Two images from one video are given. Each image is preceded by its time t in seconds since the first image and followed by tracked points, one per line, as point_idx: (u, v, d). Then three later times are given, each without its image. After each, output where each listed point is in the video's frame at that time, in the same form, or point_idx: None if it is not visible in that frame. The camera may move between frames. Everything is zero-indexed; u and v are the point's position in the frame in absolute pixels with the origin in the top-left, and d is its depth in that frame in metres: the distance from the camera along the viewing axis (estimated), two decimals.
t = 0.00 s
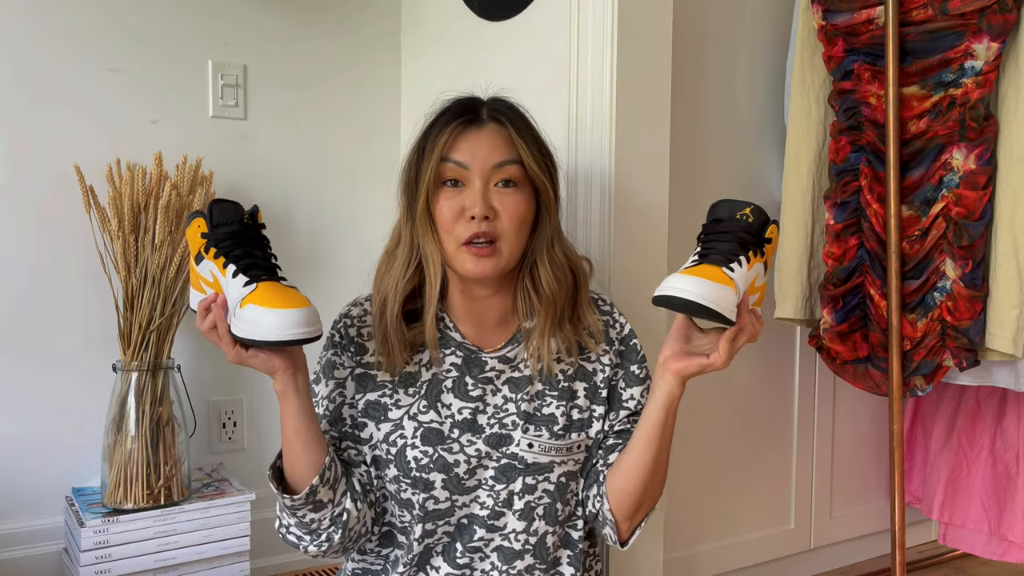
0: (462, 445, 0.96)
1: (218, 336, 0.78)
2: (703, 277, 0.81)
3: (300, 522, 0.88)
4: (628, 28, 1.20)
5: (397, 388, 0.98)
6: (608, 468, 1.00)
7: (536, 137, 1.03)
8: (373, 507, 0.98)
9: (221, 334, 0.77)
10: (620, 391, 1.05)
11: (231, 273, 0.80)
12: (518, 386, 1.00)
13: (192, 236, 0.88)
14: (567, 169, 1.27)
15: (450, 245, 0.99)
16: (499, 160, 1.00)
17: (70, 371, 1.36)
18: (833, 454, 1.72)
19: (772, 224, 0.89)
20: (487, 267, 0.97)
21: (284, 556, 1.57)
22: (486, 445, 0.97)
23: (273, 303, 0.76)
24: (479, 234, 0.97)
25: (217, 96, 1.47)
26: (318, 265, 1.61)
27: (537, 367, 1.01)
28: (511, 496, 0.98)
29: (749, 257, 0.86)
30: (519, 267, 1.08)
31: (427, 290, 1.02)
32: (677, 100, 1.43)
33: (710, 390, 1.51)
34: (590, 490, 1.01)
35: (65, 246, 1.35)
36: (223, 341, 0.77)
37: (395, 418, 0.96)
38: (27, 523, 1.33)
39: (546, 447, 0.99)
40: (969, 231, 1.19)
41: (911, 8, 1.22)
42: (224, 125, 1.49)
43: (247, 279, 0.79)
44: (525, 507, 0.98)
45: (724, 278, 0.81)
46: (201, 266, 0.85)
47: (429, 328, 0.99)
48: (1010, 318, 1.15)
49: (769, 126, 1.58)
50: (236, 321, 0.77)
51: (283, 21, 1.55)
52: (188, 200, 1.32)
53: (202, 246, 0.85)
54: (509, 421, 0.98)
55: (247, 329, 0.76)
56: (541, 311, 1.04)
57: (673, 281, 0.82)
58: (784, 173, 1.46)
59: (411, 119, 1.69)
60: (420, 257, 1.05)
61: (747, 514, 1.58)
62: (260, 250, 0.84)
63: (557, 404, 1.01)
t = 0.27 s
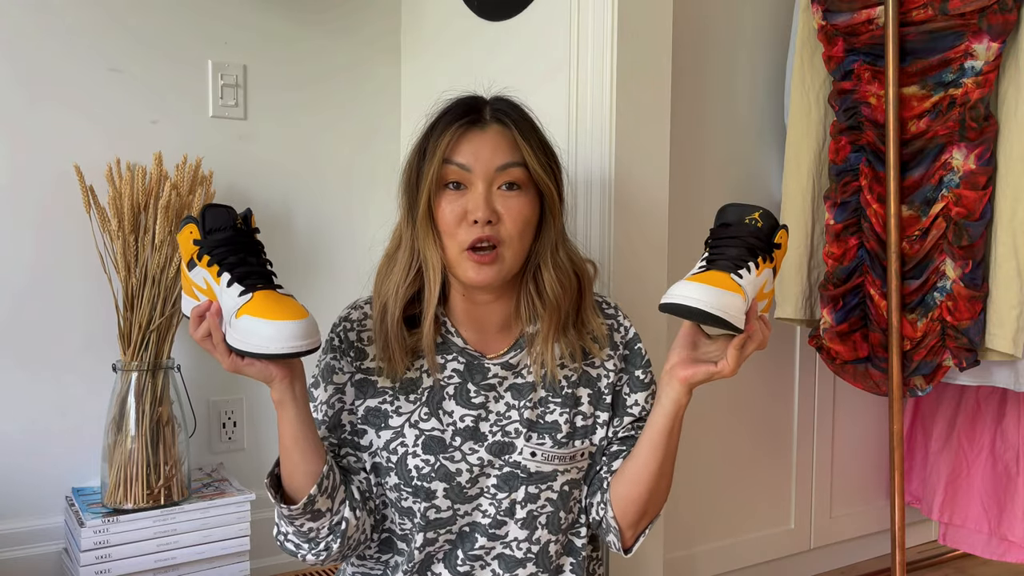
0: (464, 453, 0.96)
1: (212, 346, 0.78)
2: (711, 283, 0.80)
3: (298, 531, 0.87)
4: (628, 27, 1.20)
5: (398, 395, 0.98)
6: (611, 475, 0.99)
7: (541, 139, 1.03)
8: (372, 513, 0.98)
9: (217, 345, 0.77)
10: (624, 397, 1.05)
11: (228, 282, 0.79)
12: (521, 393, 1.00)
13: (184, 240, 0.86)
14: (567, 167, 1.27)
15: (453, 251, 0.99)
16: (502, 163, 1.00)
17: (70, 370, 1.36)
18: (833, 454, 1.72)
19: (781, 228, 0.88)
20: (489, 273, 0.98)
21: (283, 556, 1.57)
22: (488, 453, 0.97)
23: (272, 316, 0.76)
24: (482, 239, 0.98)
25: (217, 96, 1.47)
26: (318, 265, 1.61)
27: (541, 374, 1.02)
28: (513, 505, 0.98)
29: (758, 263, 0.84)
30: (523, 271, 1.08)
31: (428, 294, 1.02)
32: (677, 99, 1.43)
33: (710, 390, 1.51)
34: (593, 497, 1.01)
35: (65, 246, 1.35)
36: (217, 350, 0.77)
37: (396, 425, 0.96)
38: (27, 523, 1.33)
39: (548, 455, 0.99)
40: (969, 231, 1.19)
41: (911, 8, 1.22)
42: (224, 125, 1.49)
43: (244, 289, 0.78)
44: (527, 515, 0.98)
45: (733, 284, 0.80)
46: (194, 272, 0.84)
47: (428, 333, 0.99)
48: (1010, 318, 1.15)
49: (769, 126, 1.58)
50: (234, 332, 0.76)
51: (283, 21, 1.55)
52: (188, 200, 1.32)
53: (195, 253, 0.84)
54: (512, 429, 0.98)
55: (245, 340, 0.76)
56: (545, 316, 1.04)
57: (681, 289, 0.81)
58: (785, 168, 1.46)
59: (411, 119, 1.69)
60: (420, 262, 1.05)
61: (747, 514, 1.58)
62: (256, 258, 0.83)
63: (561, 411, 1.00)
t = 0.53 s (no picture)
0: (465, 459, 0.96)
1: (212, 346, 0.78)
2: (718, 292, 0.81)
3: (295, 533, 0.87)
4: (629, 27, 1.20)
5: (398, 399, 0.97)
6: (614, 480, 1.00)
7: (544, 143, 1.03)
8: (371, 517, 0.98)
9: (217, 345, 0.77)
10: (627, 402, 1.05)
11: (229, 282, 0.79)
12: (522, 398, 1.00)
13: (186, 240, 0.87)
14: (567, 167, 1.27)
15: (455, 254, 0.99)
16: (505, 166, 1.00)
17: (70, 370, 1.36)
18: (833, 454, 1.72)
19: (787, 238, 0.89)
20: (492, 276, 0.97)
21: (283, 556, 1.57)
22: (489, 459, 0.97)
23: (274, 317, 0.76)
24: (485, 243, 0.97)
25: (217, 96, 1.47)
26: (318, 265, 1.61)
27: (542, 379, 1.02)
28: (514, 512, 0.98)
29: (766, 272, 0.85)
30: (526, 276, 1.08)
31: (429, 297, 1.02)
32: (677, 99, 1.43)
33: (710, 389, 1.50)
34: (594, 502, 1.02)
35: (65, 246, 1.35)
36: (216, 350, 0.77)
37: (396, 429, 0.96)
38: (27, 523, 1.33)
39: (550, 462, 0.99)
40: (969, 231, 1.19)
41: (911, 8, 1.22)
42: (224, 125, 1.49)
43: (246, 289, 0.78)
44: (528, 522, 0.98)
45: (741, 293, 0.80)
46: (195, 272, 0.84)
47: (429, 338, 0.99)
48: (1010, 318, 1.15)
49: (769, 125, 1.58)
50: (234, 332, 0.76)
51: (283, 21, 1.55)
52: (188, 200, 1.32)
53: (197, 251, 0.84)
54: (513, 435, 0.98)
55: (245, 341, 0.76)
56: (548, 320, 1.04)
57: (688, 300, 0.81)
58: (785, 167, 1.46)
59: (411, 119, 1.69)
60: (421, 266, 1.05)
61: (747, 514, 1.58)
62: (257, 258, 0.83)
63: (562, 416, 1.01)
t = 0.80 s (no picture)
0: (466, 460, 0.96)
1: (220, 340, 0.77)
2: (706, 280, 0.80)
3: (294, 531, 0.88)
4: (629, 27, 1.20)
5: (399, 399, 0.97)
6: (615, 482, 1.00)
7: (547, 144, 1.03)
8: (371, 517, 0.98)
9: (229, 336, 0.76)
10: (628, 405, 1.05)
11: (247, 273, 0.78)
12: (524, 400, 1.00)
13: (197, 232, 0.82)
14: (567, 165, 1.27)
15: (457, 254, 0.99)
16: (508, 168, 1.00)
17: (70, 370, 1.36)
18: (833, 454, 1.72)
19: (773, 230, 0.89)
20: (493, 277, 0.98)
21: (282, 556, 1.57)
22: (490, 460, 0.97)
23: (295, 306, 0.76)
24: (486, 243, 0.98)
25: (217, 96, 1.47)
26: (318, 265, 1.61)
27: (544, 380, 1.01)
28: (514, 513, 0.98)
29: (753, 263, 0.84)
30: (529, 278, 1.09)
31: (431, 299, 1.02)
32: (677, 99, 1.43)
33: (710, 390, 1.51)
34: (596, 504, 1.02)
35: (65, 246, 1.35)
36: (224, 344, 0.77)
37: (397, 430, 0.96)
38: (27, 523, 1.33)
39: (551, 464, 0.99)
40: (969, 231, 1.19)
41: (911, 8, 1.22)
42: (224, 125, 1.49)
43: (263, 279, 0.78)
44: (529, 523, 0.99)
45: (730, 281, 0.80)
46: (205, 265, 0.81)
47: (431, 339, 0.98)
48: (1010, 318, 1.15)
49: (769, 125, 1.58)
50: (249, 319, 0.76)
51: (283, 21, 1.55)
52: (188, 200, 1.32)
53: (211, 243, 0.80)
54: (514, 437, 0.98)
55: (265, 330, 0.76)
56: (550, 323, 1.04)
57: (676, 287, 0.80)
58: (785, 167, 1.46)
59: (411, 119, 1.69)
60: (424, 266, 1.04)
61: (748, 515, 1.58)
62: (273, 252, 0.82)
63: (563, 419, 1.00)
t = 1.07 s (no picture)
0: (467, 456, 0.96)
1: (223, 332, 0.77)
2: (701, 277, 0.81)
3: (296, 528, 0.88)
4: (628, 27, 1.20)
5: (401, 396, 0.97)
6: (616, 480, 1.00)
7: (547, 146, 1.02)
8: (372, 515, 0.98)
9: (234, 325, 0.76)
10: (628, 402, 1.05)
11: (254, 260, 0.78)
12: (524, 397, 1.00)
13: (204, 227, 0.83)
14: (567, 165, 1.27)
15: (456, 254, 0.99)
16: (508, 169, 1.00)
17: (70, 370, 1.36)
18: (833, 454, 1.72)
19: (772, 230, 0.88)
20: (492, 278, 0.98)
21: (282, 556, 1.57)
22: (490, 457, 0.97)
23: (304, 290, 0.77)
24: (485, 244, 0.98)
25: (217, 96, 1.47)
26: (318, 265, 1.61)
27: (545, 377, 1.01)
28: (515, 509, 0.98)
29: (748, 261, 0.84)
30: (529, 277, 1.09)
31: (432, 298, 1.02)
32: (677, 99, 1.43)
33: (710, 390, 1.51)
34: (596, 501, 1.02)
35: (66, 246, 1.35)
36: (226, 337, 0.77)
37: (399, 427, 0.96)
38: (27, 523, 1.33)
39: (551, 460, 0.99)
40: (969, 231, 1.18)
41: (911, 8, 1.22)
42: (223, 125, 1.49)
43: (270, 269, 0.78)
44: (530, 519, 0.99)
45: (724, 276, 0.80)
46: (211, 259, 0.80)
47: (433, 337, 0.98)
48: (1010, 318, 1.15)
49: (768, 125, 1.58)
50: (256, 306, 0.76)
51: (283, 21, 1.55)
52: (188, 200, 1.32)
53: (219, 237, 0.81)
54: (515, 433, 0.98)
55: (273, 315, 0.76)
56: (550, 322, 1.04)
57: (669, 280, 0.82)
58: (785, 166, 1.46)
59: (411, 119, 1.69)
60: (425, 266, 1.04)
61: (748, 514, 1.58)
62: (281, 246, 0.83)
63: (563, 416, 1.01)
